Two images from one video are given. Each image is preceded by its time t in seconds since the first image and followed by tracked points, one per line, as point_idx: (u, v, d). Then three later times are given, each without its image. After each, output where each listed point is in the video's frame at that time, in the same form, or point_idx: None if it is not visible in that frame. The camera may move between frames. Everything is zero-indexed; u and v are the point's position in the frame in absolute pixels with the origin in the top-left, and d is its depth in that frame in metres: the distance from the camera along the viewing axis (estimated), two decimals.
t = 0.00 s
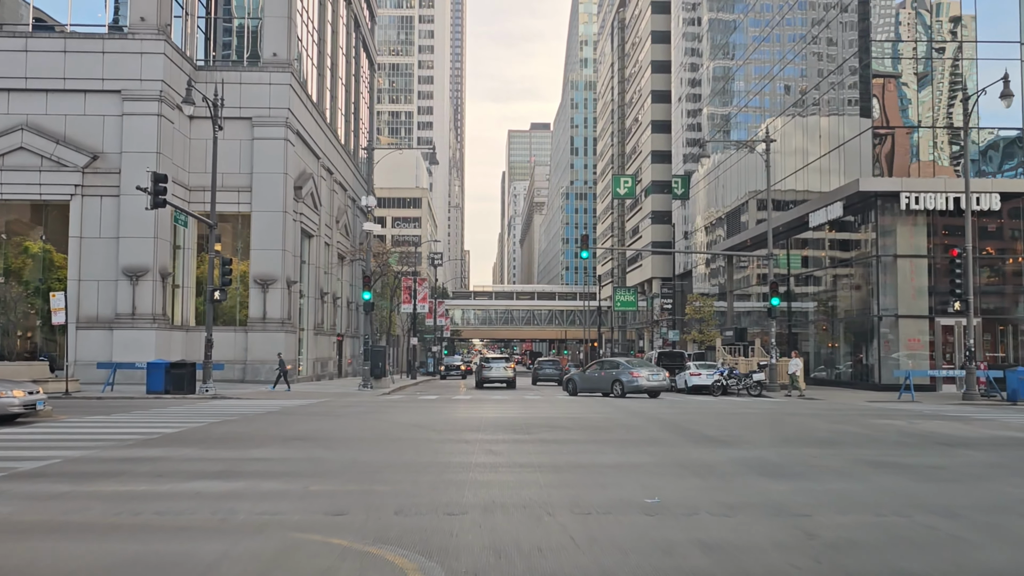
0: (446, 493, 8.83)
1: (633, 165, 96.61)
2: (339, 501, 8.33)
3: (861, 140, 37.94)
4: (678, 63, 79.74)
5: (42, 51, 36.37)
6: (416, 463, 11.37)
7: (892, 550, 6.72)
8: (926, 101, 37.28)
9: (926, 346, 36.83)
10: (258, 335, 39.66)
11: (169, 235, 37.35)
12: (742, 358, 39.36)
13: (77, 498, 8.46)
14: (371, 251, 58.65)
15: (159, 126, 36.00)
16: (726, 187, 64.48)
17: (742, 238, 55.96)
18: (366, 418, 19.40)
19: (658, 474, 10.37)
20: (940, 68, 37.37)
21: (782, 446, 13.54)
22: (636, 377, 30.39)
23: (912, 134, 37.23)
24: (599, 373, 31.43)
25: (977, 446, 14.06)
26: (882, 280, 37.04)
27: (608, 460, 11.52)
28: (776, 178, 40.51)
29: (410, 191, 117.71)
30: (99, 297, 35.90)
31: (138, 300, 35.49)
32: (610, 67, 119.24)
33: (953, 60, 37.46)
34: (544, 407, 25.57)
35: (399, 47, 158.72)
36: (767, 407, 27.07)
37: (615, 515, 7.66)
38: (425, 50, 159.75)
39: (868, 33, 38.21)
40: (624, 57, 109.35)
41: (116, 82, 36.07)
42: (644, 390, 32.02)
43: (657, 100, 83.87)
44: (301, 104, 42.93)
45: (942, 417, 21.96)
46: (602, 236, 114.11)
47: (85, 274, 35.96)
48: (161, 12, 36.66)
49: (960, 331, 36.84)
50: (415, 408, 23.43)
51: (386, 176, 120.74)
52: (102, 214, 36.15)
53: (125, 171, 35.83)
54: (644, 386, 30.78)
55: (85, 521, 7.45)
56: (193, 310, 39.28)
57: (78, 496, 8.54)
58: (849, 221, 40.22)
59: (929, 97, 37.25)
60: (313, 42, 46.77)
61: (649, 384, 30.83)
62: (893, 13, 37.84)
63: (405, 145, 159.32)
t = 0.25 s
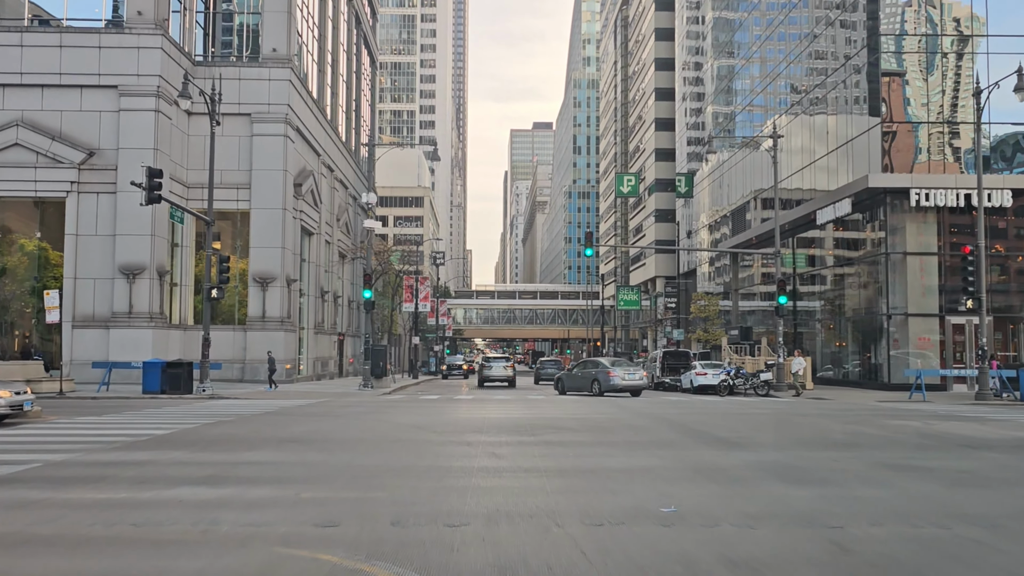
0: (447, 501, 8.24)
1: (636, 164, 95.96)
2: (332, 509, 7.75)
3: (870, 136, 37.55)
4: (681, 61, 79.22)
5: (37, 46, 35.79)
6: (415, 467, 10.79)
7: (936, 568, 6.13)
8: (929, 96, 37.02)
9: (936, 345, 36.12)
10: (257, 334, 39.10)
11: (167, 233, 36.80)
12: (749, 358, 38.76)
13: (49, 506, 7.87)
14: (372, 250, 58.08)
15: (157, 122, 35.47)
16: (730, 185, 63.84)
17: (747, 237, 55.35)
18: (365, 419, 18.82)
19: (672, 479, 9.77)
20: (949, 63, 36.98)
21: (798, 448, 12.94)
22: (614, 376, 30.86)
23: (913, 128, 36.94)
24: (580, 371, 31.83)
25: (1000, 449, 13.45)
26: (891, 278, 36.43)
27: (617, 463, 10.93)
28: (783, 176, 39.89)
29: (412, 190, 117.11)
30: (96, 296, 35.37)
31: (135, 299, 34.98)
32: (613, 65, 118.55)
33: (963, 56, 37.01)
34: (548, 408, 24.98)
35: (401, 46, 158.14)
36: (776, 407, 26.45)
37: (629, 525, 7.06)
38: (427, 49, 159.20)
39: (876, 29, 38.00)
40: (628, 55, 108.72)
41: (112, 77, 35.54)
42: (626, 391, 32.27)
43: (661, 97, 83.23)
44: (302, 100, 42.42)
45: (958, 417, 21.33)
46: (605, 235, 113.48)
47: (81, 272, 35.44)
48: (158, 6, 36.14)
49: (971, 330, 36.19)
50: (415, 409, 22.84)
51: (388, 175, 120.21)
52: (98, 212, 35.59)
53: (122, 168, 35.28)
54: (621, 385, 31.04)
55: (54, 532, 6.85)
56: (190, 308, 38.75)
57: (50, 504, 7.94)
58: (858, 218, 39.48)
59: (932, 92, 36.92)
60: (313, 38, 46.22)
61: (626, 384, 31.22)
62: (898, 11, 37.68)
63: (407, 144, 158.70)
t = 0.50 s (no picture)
0: (450, 511, 7.64)
1: (641, 162, 95.26)
2: (325, 521, 7.15)
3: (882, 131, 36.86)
4: (685, 59, 78.63)
5: (35, 40, 35.29)
6: (415, 471, 10.22)
7: None
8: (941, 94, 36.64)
9: (949, 344, 35.30)
10: (258, 332, 38.56)
11: (166, 230, 36.30)
12: (757, 356, 38.14)
13: (20, 517, 7.29)
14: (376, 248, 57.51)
15: (156, 117, 34.95)
16: (736, 183, 63.16)
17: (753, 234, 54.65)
18: (366, 419, 18.27)
19: (689, 485, 9.17)
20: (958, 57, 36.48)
21: (818, 451, 12.33)
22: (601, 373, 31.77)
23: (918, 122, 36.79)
24: (568, 370, 32.69)
25: None
26: (902, 276, 35.83)
27: (630, 468, 10.33)
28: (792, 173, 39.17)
29: (415, 188, 116.58)
30: (94, 294, 34.85)
31: (135, 297, 34.48)
32: (617, 62, 117.90)
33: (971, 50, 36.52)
34: (554, 408, 24.39)
35: (405, 45, 157.61)
36: (787, 407, 25.84)
37: (649, 540, 6.47)
38: (430, 47, 158.69)
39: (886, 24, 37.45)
40: (632, 52, 107.98)
41: (111, 72, 35.02)
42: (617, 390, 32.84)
43: (666, 94, 82.58)
44: (303, 96, 41.88)
45: (977, 417, 20.72)
46: (609, 233, 112.86)
47: (79, 270, 34.91)
48: None
49: (984, 329, 35.49)
50: (418, 409, 22.29)
51: (391, 174, 119.77)
52: (96, 208, 35.06)
53: (120, 164, 34.76)
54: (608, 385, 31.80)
55: (20, 547, 6.26)
56: (191, 307, 38.27)
57: (21, 514, 7.36)
58: (868, 215, 38.80)
59: (941, 86, 36.65)
60: (315, 33, 45.69)
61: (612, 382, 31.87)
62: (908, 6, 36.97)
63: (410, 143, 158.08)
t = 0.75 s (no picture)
0: (457, 526, 6.92)
1: (648, 158, 94.40)
2: (317, 538, 6.44)
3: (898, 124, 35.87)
4: (692, 56, 77.80)
5: (32, 33, 34.64)
6: (418, 478, 9.51)
7: None
8: (955, 85, 35.59)
9: (966, 342, 34.49)
10: (259, 330, 37.88)
11: (166, 226, 35.67)
12: (769, 355, 37.39)
13: None
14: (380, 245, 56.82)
15: (155, 111, 34.28)
16: (745, 179, 62.26)
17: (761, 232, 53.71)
18: (367, 420, 17.58)
19: (717, 494, 8.44)
20: (971, 50, 35.67)
21: (848, 455, 11.59)
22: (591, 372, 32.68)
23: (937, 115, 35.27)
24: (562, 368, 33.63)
25: None
26: (919, 272, 35.03)
27: (649, 474, 9.61)
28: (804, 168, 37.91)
29: (420, 186, 115.88)
30: (92, 291, 34.20)
31: (134, 295, 33.84)
32: (623, 59, 116.98)
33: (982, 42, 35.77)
34: (562, 407, 23.67)
35: (410, 42, 156.89)
36: (803, 407, 25.07)
37: (681, 561, 5.74)
38: (435, 45, 157.97)
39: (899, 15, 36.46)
40: (639, 48, 107.03)
41: (109, 65, 34.35)
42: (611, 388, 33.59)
43: (673, 90, 81.72)
44: (306, 90, 41.18)
45: (1003, 418, 19.96)
46: (616, 231, 112.04)
47: (77, 267, 34.25)
48: None
49: (1003, 327, 34.68)
50: (422, 409, 21.58)
51: (396, 172, 119.23)
52: (94, 204, 34.40)
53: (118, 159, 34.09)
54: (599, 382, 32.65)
55: None
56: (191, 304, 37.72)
57: None
58: (884, 209, 37.94)
59: (952, 79, 35.49)
60: (318, 27, 44.98)
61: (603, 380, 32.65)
62: None
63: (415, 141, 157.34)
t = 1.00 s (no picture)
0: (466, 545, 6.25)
1: (655, 156, 93.53)
2: (310, 560, 5.77)
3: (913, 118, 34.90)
4: (699, 53, 76.98)
5: (29, 27, 34.03)
6: (423, 487, 8.84)
7: None
8: (969, 76, 34.48)
9: (985, 341, 33.85)
10: (261, 330, 37.24)
11: (167, 223, 35.04)
12: (781, 354, 36.66)
13: None
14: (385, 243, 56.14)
15: (155, 106, 33.66)
16: (753, 177, 61.40)
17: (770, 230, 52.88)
18: (371, 422, 16.89)
19: (748, 507, 7.77)
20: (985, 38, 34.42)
21: (880, 461, 10.89)
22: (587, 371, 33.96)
23: (953, 108, 34.29)
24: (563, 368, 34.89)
25: None
26: (935, 268, 34.21)
27: (671, 483, 8.93)
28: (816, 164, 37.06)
29: (426, 184, 115.14)
30: (92, 290, 33.57)
31: (134, 294, 33.21)
32: (630, 56, 116.01)
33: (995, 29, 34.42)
34: (571, 409, 22.95)
35: (415, 41, 156.16)
36: (819, 408, 24.34)
37: None
38: (441, 44, 157.21)
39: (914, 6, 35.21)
40: (646, 45, 106.16)
41: (108, 60, 33.73)
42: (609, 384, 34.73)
43: (681, 87, 80.85)
44: (309, 86, 40.54)
45: None
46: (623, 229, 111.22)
47: (76, 265, 33.62)
48: None
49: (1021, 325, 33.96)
50: (427, 410, 20.88)
51: (401, 171, 118.61)
52: (94, 201, 33.78)
53: (118, 155, 33.46)
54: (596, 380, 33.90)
55: None
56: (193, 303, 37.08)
57: None
58: (899, 204, 37.11)
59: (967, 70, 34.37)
60: (321, 22, 44.35)
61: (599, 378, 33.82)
62: None
63: (420, 140, 156.57)
